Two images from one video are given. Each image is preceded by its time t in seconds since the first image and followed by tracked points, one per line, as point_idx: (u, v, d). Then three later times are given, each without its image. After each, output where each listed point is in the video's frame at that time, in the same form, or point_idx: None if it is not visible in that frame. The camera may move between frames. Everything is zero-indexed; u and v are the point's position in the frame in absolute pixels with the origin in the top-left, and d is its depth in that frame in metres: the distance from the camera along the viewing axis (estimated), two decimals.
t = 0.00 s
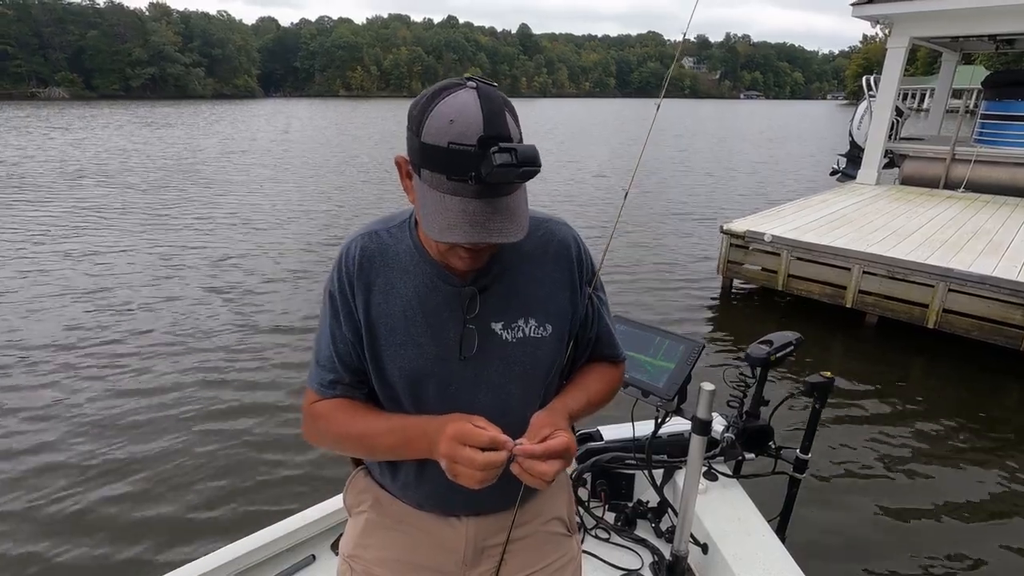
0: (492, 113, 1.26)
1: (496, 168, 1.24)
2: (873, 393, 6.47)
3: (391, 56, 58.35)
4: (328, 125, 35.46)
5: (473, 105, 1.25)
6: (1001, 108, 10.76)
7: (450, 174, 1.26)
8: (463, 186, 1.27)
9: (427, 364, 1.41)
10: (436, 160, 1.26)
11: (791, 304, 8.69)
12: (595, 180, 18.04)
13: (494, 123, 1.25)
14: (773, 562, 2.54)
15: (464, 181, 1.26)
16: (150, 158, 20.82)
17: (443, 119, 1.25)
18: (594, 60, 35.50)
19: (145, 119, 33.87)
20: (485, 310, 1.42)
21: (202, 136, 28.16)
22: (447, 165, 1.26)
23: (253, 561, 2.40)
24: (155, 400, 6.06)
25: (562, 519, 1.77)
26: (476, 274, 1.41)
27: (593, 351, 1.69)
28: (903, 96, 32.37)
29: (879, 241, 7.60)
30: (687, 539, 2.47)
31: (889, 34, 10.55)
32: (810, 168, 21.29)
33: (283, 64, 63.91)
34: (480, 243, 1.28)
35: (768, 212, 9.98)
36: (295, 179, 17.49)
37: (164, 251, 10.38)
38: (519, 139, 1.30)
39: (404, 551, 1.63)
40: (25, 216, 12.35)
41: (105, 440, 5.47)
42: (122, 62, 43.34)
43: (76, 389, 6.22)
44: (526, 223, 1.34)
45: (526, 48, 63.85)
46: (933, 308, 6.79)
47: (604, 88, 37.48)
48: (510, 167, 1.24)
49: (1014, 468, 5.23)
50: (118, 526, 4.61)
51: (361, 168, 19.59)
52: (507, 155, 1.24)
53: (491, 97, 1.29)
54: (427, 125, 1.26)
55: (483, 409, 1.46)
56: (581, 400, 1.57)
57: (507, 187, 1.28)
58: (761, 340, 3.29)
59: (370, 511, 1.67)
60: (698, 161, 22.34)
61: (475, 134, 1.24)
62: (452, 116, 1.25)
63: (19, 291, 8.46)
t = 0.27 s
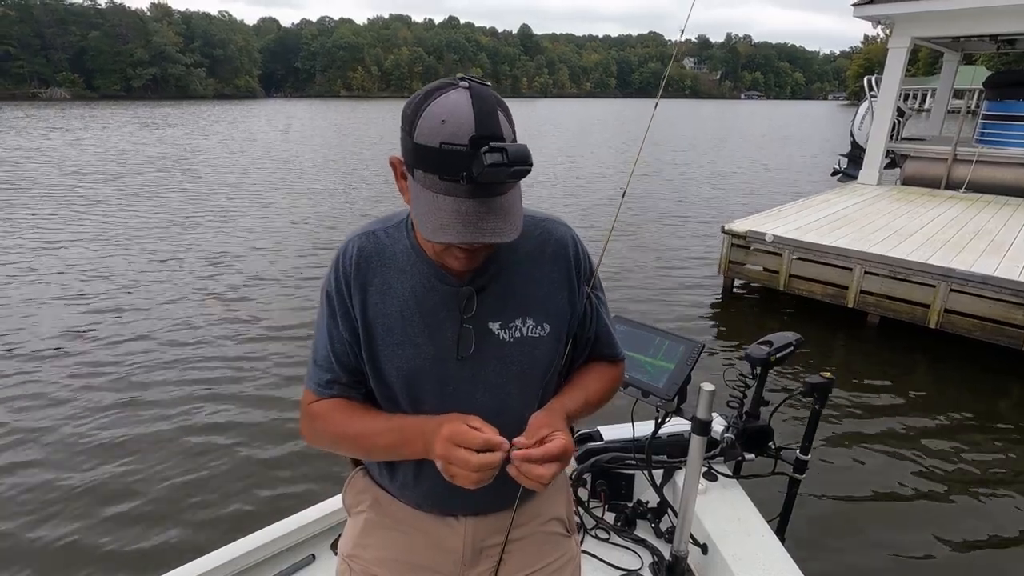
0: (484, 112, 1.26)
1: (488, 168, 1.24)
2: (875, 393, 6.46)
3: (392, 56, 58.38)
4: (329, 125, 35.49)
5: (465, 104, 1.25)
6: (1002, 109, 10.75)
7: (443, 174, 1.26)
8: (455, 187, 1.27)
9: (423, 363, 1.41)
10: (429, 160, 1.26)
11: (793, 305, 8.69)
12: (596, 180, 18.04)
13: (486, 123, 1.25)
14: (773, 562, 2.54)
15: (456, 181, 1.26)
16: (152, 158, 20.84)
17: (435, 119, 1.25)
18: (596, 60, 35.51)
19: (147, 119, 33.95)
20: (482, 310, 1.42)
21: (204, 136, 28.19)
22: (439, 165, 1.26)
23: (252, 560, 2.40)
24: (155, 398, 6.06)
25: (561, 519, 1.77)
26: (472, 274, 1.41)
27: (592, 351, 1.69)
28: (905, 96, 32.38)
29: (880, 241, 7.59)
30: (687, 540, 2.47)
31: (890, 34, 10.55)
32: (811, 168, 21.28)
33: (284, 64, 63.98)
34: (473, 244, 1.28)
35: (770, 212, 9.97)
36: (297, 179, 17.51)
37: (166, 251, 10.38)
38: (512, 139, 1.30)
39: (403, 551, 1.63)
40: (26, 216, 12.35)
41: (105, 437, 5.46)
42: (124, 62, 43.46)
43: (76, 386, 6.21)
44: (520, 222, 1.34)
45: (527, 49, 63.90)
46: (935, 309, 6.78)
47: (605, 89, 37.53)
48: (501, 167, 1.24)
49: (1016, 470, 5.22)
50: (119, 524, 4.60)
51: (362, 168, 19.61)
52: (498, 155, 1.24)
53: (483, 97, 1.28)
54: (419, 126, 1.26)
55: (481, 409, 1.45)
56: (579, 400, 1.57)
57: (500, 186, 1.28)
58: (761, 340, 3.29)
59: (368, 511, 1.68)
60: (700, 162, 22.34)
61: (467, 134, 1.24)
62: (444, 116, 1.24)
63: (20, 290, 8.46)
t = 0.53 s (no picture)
0: (483, 113, 1.25)
1: (486, 171, 1.23)
2: (876, 392, 6.46)
3: (392, 54, 58.33)
4: (329, 124, 35.48)
5: (463, 107, 1.25)
6: (1003, 107, 10.73)
7: (442, 177, 1.26)
8: (454, 190, 1.26)
9: (424, 364, 1.41)
10: (428, 163, 1.26)
11: (794, 303, 8.69)
12: (596, 179, 18.04)
13: (485, 125, 1.25)
14: (773, 562, 2.54)
15: (455, 184, 1.26)
16: (152, 157, 20.84)
17: (433, 122, 1.25)
18: (596, 58, 35.47)
19: (147, 118, 33.90)
20: (483, 311, 1.42)
21: (204, 135, 28.18)
22: (437, 168, 1.26)
23: (252, 560, 2.41)
24: (155, 398, 6.05)
25: (562, 519, 1.77)
26: (472, 275, 1.41)
27: (593, 352, 1.69)
28: (905, 95, 32.37)
29: (881, 240, 7.59)
30: (687, 540, 2.47)
31: (891, 32, 10.54)
32: (812, 167, 21.27)
33: (284, 63, 63.93)
34: (472, 247, 1.28)
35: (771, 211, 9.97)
36: (297, 178, 17.51)
37: (166, 251, 10.38)
38: (511, 141, 1.30)
39: (403, 551, 1.64)
40: (27, 215, 12.36)
41: (104, 437, 5.46)
42: (123, 61, 43.41)
43: (76, 386, 6.21)
44: (519, 225, 1.34)
45: (527, 47, 63.85)
46: (936, 307, 6.78)
47: (605, 88, 37.49)
48: (499, 171, 1.23)
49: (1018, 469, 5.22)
50: (119, 524, 4.60)
51: (362, 167, 19.59)
52: (496, 158, 1.23)
53: (482, 99, 1.28)
54: (417, 128, 1.26)
55: (482, 410, 1.45)
56: (580, 402, 1.57)
57: (499, 189, 1.28)
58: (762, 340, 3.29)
59: (369, 512, 1.68)
60: (700, 160, 22.32)
61: (465, 136, 1.24)
62: (442, 119, 1.24)
63: (21, 290, 8.46)
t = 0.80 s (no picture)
0: (485, 115, 1.25)
1: (489, 172, 1.23)
2: (876, 392, 6.46)
3: (391, 53, 58.25)
4: (329, 123, 35.46)
5: (466, 108, 1.25)
6: (1004, 106, 10.73)
7: (444, 179, 1.26)
8: (457, 191, 1.27)
9: (427, 364, 1.41)
10: (431, 165, 1.26)
11: (794, 302, 8.69)
12: (596, 178, 18.05)
13: (487, 127, 1.25)
14: (773, 562, 2.54)
15: (458, 185, 1.26)
16: (152, 156, 20.83)
17: (435, 124, 1.25)
18: (596, 57, 35.45)
19: (147, 117, 33.90)
20: (485, 312, 1.42)
21: (204, 134, 28.16)
22: (440, 170, 1.26)
23: (253, 561, 2.41)
24: (155, 398, 6.06)
25: (563, 519, 1.78)
26: (475, 276, 1.42)
27: (595, 352, 1.69)
28: (906, 93, 32.34)
29: (882, 239, 7.59)
30: (687, 540, 2.48)
31: (892, 31, 10.53)
32: (812, 166, 21.27)
33: (284, 61, 63.86)
34: (475, 248, 1.29)
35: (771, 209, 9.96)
36: (297, 178, 17.50)
37: (167, 251, 10.39)
38: (514, 143, 1.30)
39: (405, 551, 1.64)
40: (27, 215, 12.35)
41: (104, 438, 5.46)
42: (123, 60, 43.40)
43: (76, 386, 6.21)
44: (522, 226, 1.34)
45: (527, 46, 63.80)
46: (937, 306, 6.79)
47: (605, 86, 37.47)
48: (502, 173, 1.23)
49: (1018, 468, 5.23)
50: (119, 525, 4.61)
51: (362, 166, 19.59)
52: (499, 160, 1.23)
53: (485, 100, 1.28)
54: (420, 130, 1.26)
55: (484, 411, 1.46)
56: (582, 402, 1.58)
57: (502, 192, 1.28)
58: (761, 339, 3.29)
59: (370, 512, 1.68)
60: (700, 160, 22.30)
61: (468, 138, 1.24)
62: (444, 120, 1.24)
63: (22, 290, 8.47)
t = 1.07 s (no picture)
0: (490, 114, 1.25)
1: (494, 173, 1.24)
2: (876, 392, 6.46)
3: (391, 53, 58.23)
4: (329, 123, 35.46)
5: (471, 108, 1.25)
6: (1004, 107, 10.74)
7: (449, 179, 1.26)
8: (461, 191, 1.27)
9: (429, 364, 1.41)
10: (435, 165, 1.26)
11: (795, 302, 8.69)
12: (597, 178, 18.05)
13: (492, 127, 1.25)
14: (773, 562, 2.55)
15: (462, 185, 1.27)
16: (152, 157, 20.84)
17: (440, 123, 1.25)
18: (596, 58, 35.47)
19: (147, 117, 33.88)
20: (488, 311, 1.42)
21: (204, 134, 28.16)
22: (445, 170, 1.26)
23: (252, 561, 2.41)
24: (155, 398, 6.06)
25: (564, 519, 1.78)
26: (478, 276, 1.42)
27: (596, 352, 1.70)
28: (906, 93, 32.32)
29: (883, 239, 7.60)
30: (687, 539, 2.48)
31: (893, 32, 10.53)
32: (812, 166, 21.26)
33: (283, 61, 63.86)
34: (478, 248, 1.29)
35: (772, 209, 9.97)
36: (297, 178, 17.51)
37: (167, 251, 10.40)
38: (518, 144, 1.30)
39: (406, 551, 1.64)
40: (27, 215, 12.36)
41: (105, 438, 5.47)
42: (123, 59, 43.37)
43: (76, 386, 6.21)
44: (526, 226, 1.34)
45: (527, 46, 63.79)
46: (937, 306, 6.79)
47: (606, 86, 37.45)
48: (507, 173, 1.23)
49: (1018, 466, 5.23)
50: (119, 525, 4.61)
51: (363, 167, 19.58)
52: (504, 161, 1.23)
53: (489, 100, 1.28)
54: (424, 130, 1.26)
55: (486, 410, 1.46)
56: (584, 401, 1.58)
57: (506, 192, 1.28)
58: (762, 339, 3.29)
59: (372, 511, 1.68)
60: (701, 160, 22.28)
61: (472, 138, 1.24)
62: (449, 120, 1.25)
63: (23, 290, 8.48)
